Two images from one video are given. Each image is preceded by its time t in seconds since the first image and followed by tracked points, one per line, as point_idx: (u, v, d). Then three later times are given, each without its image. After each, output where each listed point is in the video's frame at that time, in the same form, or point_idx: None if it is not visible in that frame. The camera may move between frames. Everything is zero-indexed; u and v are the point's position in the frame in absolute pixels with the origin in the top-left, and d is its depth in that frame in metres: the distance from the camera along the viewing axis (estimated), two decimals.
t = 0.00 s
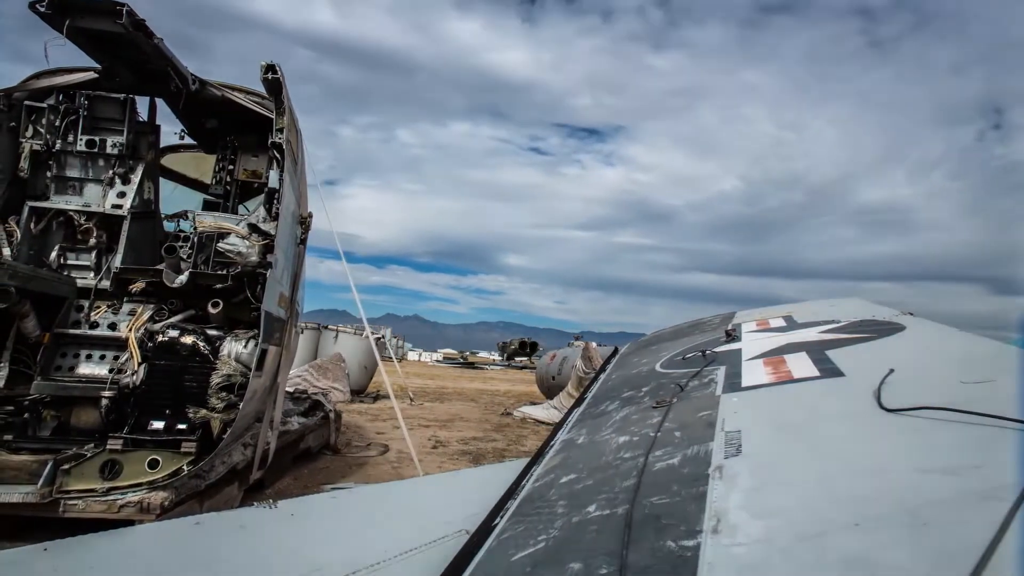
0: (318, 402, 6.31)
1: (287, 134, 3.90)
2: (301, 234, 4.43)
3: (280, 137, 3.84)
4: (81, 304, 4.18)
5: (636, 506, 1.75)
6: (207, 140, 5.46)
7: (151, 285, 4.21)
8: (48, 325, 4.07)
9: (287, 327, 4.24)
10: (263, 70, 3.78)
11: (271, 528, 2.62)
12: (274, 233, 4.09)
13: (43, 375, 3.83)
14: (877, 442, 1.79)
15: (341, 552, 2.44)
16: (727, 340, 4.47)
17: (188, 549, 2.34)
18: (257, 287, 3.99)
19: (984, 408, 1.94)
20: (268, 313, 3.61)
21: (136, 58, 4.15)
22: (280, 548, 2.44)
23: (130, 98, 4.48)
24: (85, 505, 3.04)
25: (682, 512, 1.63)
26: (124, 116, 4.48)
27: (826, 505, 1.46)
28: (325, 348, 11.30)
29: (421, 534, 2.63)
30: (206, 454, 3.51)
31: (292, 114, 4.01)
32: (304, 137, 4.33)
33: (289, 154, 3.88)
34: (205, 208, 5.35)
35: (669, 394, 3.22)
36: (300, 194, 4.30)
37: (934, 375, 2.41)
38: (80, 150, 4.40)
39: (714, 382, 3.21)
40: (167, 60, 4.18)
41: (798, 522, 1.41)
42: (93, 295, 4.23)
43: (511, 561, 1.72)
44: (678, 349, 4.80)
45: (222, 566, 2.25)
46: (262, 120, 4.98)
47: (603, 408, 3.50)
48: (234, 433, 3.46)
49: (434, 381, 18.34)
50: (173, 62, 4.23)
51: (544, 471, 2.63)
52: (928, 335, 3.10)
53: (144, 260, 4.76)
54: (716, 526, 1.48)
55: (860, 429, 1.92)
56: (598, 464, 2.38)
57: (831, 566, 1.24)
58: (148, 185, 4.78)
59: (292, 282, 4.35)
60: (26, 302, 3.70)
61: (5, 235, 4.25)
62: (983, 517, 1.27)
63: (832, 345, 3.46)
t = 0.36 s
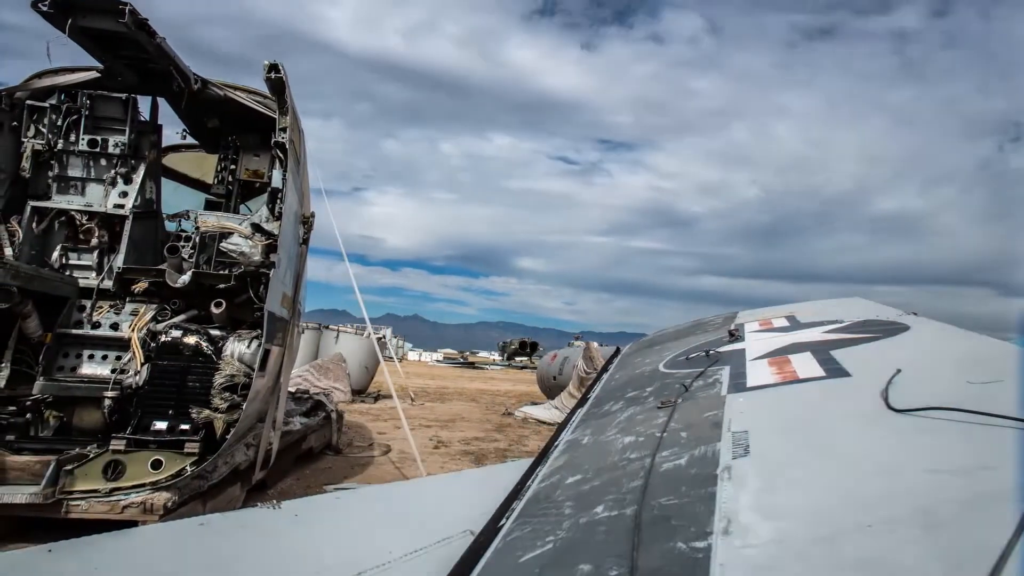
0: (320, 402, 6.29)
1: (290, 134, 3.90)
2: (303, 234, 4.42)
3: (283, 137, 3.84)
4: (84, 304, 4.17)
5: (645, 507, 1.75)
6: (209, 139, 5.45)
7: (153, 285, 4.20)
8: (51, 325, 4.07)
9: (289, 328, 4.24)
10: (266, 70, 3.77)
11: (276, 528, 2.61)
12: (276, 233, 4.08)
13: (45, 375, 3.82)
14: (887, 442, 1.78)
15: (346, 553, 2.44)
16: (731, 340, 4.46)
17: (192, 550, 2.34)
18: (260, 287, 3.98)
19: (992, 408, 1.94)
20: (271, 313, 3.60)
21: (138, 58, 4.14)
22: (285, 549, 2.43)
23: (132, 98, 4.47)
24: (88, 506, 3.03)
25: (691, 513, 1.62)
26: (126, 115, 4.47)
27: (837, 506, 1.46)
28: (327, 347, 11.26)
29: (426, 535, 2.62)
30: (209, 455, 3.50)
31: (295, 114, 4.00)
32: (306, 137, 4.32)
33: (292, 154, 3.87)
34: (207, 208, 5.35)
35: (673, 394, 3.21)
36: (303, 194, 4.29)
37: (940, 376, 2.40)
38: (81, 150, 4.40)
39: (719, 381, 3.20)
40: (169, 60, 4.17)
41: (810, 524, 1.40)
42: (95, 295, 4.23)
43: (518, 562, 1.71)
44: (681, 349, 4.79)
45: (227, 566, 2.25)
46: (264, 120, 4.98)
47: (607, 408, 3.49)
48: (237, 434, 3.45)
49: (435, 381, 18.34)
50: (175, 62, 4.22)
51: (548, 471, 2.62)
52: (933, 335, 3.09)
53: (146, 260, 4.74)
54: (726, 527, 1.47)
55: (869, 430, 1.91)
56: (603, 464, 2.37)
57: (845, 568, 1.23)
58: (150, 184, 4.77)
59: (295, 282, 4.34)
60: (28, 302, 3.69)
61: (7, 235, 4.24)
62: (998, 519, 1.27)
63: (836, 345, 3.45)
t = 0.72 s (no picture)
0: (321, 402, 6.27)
1: (293, 133, 3.90)
2: (306, 234, 4.41)
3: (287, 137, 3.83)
4: (86, 304, 4.15)
5: (653, 508, 1.74)
6: (211, 139, 5.44)
7: (156, 285, 4.19)
8: (53, 325, 4.06)
9: (292, 328, 4.23)
10: (269, 68, 3.76)
11: (280, 529, 2.60)
12: (279, 233, 4.08)
13: (47, 375, 3.82)
14: (896, 442, 1.78)
15: (351, 553, 2.43)
16: (734, 340, 4.44)
17: (198, 551, 2.33)
18: (263, 286, 3.97)
19: (1001, 408, 1.93)
20: (275, 313, 3.60)
21: (140, 57, 4.13)
22: (290, 549, 2.42)
23: (134, 97, 4.46)
24: (91, 506, 3.03)
25: (701, 514, 1.61)
26: (128, 115, 4.46)
27: (848, 506, 1.45)
28: (327, 347, 11.23)
29: (431, 535, 2.61)
30: (213, 455, 3.50)
31: (298, 113, 4.00)
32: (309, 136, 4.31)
33: (295, 153, 3.87)
34: (208, 207, 5.33)
35: (678, 394, 3.20)
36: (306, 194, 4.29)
37: (947, 375, 2.39)
38: (83, 150, 4.39)
39: (724, 381, 3.19)
40: (171, 59, 4.16)
41: (821, 524, 1.40)
42: (97, 295, 4.19)
43: (527, 563, 1.70)
44: (684, 349, 4.77)
45: (231, 568, 2.23)
46: (266, 120, 4.97)
47: (611, 408, 3.48)
48: (241, 434, 3.45)
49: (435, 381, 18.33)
50: (177, 61, 4.21)
51: (553, 471, 2.61)
52: (938, 335, 3.08)
53: (148, 260, 4.73)
54: (737, 529, 1.47)
55: (878, 429, 1.91)
56: (609, 465, 2.36)
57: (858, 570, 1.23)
58: (152, 184, 4.75)
59: (297, 282, 4.33)
60: (30, 302, 3.68)
61: (9, 235, 4.23)
62: (1011, 522, 1.26)
63: (841, 345, 3.44)
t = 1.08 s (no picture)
0: (323, 403, 6.26)
1: (296, 133, 3.89)
2: (309, 234, 4.40)
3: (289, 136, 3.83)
4: (88, 304, 4.14)
5: (662, 510, 1.72)
6: (213, 138, 5.41)
7: (159, 285, 4.14)
8: (55, 325, 4.05)
9: (295, 328, 4.23)
10: (272, 68, 3.75)
11: (284, 530, 2.59)
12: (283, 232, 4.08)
13: (50, 375, 3.83)
14: (905, 442, 1.77)
15: (356, 553, 2.42)
16: (737, 340, 4.44)
17: (202, 553, 2.32)
18: (266, 287, 3.91)
19: (1009, 408, 1.92)
20: (277, 313, 3.59)
21: (143, 56, 4.12)
22: (295, 551, 2.41)
23: (135, 97, 4.46)
24: (94, 507, 3.01)
25: (711, 515, 1.60)
26: (130, 114, 4.45)
27: (858, 507, 1.45)
28: (328, 347, 11.22)
29: (435, 536, 2.59)
30: (216, 455, 3.49)
31: (300, 112, 3.99)
32: (311, 136, 4.31)
33: (298, 153, 3.86)
34: (210, 207, 5.31)
35: (682, 394, 3.19)
36: (308, 194, 4.28)
37: (954, 375, 2.38)
38: (85, 149, 4.38)
39: (729, 382, 3.18)
40: (174, 58, 4.15)
41: (831, 526, 1.40)
42: (99, 295, 4.18)
43: (536, 565, 1.69)
44: (687, 349, 4.77)
45: (235, 569, 2.22)
46: (268, 120, 4.96)
47: (615, 409, 3.47)
48: (244, 434, 3.44)
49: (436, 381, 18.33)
50: (180, 61, 4.20)
51: (558, 472, 2.61)
52: (942, 335, 3.08)
53: (150, 260, 4.70)
54: (748, 530, 1.46)
55: (886, 429, 1.90)
56: (615, 465, 2.36)
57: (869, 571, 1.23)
58: (154, 184, 4.73)
59: (300, 282, 4.33)
60: (32, 302, 3.68)
61: (11, 235, 4.18)
62: None
63: (845, 345, 3.44)
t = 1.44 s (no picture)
0: (325, 403, 6.25)
1: (300, 132, 3.88)
2: (311, 234, 4.39)
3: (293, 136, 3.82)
4: (90, 304, 4.14)
5: (670, 511, 1.72)
6: (215, 138, 5.41)
7: (162, 285, 4.12)
8: (57, 325, 4.04)
9: (298, 328, 4.22)
10: (275, 67, 3.73)
11: (288, 531, 2.58)
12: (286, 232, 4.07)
13: (52, 375, 3.82)
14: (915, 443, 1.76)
15: (361, 554, 2.41)
16: (740, 339, 4.43)
17: (207, 554, 2.31)
18: (269, 287, 3.92)
19: (1018, 408, 1.91)
20: (281, 314, 3.58)
21: (145, 55, 4.10)
22: (299, 552, 2.40)
23: (137, 96, 4.43)
24: (97, 508, 3.01)
25: (720, 516, 1.59)
26: (132, 113, 4.43)
27: (871, 509, 1.44)
28: (329, 347, 11.20)
29: (440, 536, 2.59)
30: (218, 456, 3.48)
31: (303, 112, 3.98)
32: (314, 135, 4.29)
33: (301, 153, 3.85)
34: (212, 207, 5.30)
35: (687, 394, 3.18)
36: (311, 193, 4.26)
37: (961, 375, 2.37)
38: (87, 149, 4.36)
39: (734, 381, 3.17)
40: (176, 57, 4.13)
41: (845, 528, 1.39)
42: (102, 295, 4.18)
43: (543, 566, 1.68)
44: (690, 349, 4.76)
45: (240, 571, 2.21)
46: (271, 119, 4.95)
47: (620, 409, 3.46)
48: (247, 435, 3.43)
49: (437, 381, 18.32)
50: (182, 60, 4.18)
51: (563, 472, 2.60)
52: (948, 335, 3.07)
53: (152, 260, 4.70)
54: (759, 532, 1.46)
55: (895, 430, 1.90)
56: (620, 466, 2.35)
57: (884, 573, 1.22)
58: (156, 184, 4.73)
59: (303, 282, 4.32)
60: (35, 302, 3.67)
61: (13, 234, 4.17)
62: None
63: (850, 345, 3.43)
